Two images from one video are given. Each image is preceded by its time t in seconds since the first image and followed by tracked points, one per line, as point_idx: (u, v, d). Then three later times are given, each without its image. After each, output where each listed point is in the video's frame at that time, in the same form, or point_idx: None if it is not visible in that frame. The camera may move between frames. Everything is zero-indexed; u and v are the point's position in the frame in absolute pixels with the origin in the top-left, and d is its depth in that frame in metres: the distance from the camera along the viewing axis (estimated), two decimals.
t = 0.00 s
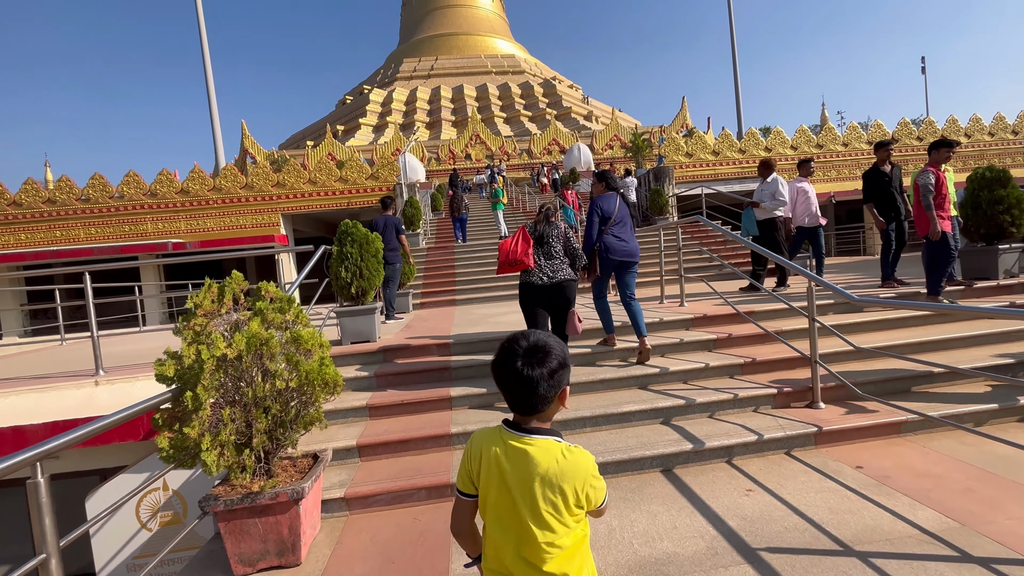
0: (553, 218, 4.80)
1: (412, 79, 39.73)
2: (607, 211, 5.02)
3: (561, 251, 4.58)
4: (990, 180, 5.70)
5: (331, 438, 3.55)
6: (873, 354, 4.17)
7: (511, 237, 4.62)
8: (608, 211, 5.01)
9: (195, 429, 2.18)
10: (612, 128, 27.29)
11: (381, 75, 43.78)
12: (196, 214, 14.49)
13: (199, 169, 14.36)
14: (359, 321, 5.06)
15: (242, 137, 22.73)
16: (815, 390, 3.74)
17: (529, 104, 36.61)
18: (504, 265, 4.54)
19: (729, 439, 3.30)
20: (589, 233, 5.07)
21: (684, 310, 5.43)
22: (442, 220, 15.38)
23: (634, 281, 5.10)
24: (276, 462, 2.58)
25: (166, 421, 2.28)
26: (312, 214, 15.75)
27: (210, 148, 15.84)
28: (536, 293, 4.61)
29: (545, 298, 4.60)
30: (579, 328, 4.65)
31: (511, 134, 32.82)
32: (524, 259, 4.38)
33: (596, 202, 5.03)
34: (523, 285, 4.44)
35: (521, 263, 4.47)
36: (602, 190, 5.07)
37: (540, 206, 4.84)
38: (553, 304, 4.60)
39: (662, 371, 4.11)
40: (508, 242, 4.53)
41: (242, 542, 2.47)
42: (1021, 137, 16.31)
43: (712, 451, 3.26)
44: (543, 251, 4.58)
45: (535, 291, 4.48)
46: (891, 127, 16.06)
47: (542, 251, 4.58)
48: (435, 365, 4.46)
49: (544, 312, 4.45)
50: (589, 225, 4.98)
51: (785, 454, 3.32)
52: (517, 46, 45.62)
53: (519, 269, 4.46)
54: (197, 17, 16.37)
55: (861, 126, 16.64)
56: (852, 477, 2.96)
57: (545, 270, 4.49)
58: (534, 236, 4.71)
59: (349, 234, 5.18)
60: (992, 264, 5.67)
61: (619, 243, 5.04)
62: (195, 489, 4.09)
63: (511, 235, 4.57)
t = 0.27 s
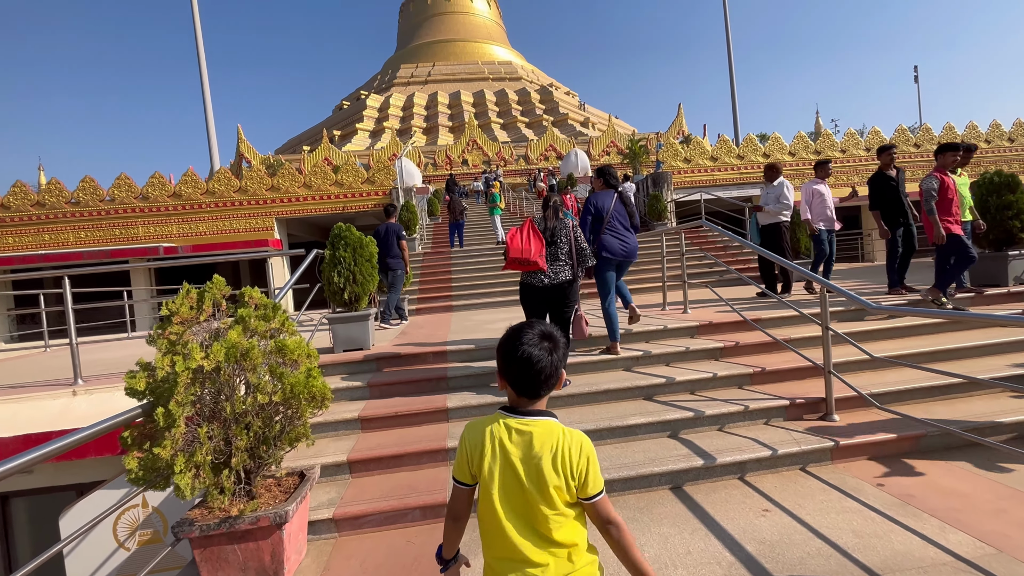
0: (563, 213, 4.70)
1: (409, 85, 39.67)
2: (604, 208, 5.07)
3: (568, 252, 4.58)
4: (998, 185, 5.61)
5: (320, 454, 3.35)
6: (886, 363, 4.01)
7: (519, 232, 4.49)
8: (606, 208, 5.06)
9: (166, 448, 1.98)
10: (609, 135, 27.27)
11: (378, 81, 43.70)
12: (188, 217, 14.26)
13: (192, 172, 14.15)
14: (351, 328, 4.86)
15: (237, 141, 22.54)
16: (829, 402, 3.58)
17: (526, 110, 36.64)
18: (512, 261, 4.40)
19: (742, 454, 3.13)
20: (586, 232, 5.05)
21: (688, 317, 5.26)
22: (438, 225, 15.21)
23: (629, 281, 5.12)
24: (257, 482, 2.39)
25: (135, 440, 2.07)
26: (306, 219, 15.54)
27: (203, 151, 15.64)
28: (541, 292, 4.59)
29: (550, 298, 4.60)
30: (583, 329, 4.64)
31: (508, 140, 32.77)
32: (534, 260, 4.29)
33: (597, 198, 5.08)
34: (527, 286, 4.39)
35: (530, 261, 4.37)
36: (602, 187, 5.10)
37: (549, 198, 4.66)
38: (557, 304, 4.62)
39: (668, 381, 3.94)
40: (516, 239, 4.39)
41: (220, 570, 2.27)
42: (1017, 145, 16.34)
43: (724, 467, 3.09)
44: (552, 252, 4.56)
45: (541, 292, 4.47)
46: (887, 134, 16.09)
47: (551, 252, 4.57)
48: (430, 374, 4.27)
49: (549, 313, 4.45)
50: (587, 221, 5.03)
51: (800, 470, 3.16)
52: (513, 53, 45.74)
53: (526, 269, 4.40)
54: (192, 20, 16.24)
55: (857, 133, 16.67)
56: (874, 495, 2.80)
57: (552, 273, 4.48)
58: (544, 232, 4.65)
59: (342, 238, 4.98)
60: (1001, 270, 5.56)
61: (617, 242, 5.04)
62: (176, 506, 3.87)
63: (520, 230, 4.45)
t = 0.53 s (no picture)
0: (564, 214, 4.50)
1: (408, 88, 39.55)
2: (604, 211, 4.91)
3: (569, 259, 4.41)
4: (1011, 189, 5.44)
5: (301, 468, 3.13)
6: (901, 374, 3.82)
7: (517, 235, 4.36)
8: (607, 211, 4.90)
9: (118, 468, 1.77)
10: (608, 139, 27.18)
11: (376, 84, 43.59)
12: (181, 218, 14.02)
13: (185, 172, 13.94)
14: (340, 332, 4.64)
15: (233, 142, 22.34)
16: (842, 414, 3.38)
17: (524, 114, 36.58)
18: (511, 265, 4.28)
19: (752, 471, 2.93)
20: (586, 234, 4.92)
21: (690, 323, 5.06)
22: (435, 228, 15.01)
23: (631, 287, 4.93)
24: (226, 503, 2.18)
25: (84, 458, 1.85)
26: (301, 220, 15.31)
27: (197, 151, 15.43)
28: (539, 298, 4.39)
29: (548, 304, 4.37)
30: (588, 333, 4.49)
31: (506, 144, 32.66)
32: (532, 263, 4.16)
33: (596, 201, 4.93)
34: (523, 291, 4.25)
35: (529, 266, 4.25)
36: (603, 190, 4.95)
37: (546, 198, 4.40)
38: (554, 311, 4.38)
39: (672, 391, 3.73)
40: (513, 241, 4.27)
41: None
42: (1017, 152, 16.26)
43: (733, 485, 2.89)
44: (553, 257, 4.38)
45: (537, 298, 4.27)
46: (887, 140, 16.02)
47: (552, 257, 4.38)
48: (421, 382, 4.06)
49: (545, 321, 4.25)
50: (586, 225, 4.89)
51: (814, 488, 2.96)
52: (512, 58, 45.72)
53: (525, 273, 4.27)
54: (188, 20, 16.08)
55: (857, 139, 16.58)
56: (895, 518, 2.60)
57: (551, 277, 4.28)
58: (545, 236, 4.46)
59: (332, 238, 4.80)
60: (1014, 276, 5.37)
61: (620, 245, 4.91)
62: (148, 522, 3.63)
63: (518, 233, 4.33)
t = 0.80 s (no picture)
0: (554, 216, 4.27)
1: (407, 88, 39.30)
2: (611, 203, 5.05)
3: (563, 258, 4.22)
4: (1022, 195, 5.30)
5: (278, 484, 2.90)
6: (917, 387, 3.62)
7: (506, 240, 4.15)
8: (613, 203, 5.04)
9: (52, 497, 1.54)
10: (607, 141, 26.99)
11: (375, 83, 43.33)
12: (171, 214, 13.74)
13: (177, 168, 13.68)
14: (326, 336, 4.41)
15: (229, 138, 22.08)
16: (857, 431, 3.18)
17: (523, 115, 36.38)
18: (503, 269, 4.09)
19: (764, 493, 2.72)
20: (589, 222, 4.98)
21: (693, 330, 4.86)
22: (431, 228, 14.77)
23: (638, 276, 5.12)
24: (184, 530, 1.96)
25: (14, 484, 1.62)
26: (295, 218, 15.04)
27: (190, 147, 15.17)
28: (532, 300, 4.18)
29: (539, 304, 4.15)
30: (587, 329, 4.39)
31: (505, 145, 32.43)
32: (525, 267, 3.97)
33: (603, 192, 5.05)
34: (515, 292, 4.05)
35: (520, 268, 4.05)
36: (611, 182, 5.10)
37: (534, 201, 4.11)
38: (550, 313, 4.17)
39: (675, 403, 3.53)
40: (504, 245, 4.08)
41: None
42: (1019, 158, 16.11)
43: (743, 508, 2.68)
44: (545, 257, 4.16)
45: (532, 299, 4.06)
46: (888, 145, 15.88)
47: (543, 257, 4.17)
48: (410, 389, 3.84)
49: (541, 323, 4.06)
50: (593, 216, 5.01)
51: (829, 511, 2.75)
52: (512, 58, 45.50)
53: (517, 276, 4.09)
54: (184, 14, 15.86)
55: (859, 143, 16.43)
56: (920, 548, 2.40)
57: (545, 278, 4.07)
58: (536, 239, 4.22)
59: (319, 237, 4.57)
60: None
61: (623, 234, 5.01)
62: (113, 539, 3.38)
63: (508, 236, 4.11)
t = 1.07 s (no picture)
0: (547, 196, 4.14)
1: (405, 82, 38.92)
2: (619, 190, 5.05)
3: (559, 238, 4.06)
4: None
5: (260, 489, 2.70)
6: (937, 393, 3.44)
7: (501, 222, 4.02)
8: (621, 189, 5.04)
9: None
10: (607, 138, 26.77)
11: (374, 77, 42.91)
12: (162, 204, 13.45)
13: (169, 157, 13.39)
14: (317, 330, 4.19)
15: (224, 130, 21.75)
16: (876, 438, 3.01)
17: (523, 112, 36.09)
18: (501, 253, 3.93)
19: (780, 505, 2.55)
20: (596, 209, 5.00)
21: (699, 330, 4.68)
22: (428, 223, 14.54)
23: (646, 263, 5.11)
24: (150, 544, 1.77)
25: None
26: (289, 211, 14.77)
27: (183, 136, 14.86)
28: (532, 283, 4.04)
29: (540, 288, 4.01)
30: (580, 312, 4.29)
31: (503, 141, 32.16)
32: (522, 248, 3.82)
33: (611, 178, 5.07)
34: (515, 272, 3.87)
35: (516, 249, 3.88)
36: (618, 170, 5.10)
37: (523, 179, 3.98)
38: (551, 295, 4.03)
39: (683, 406, 3.35)
40: (498, 227, 3.94)
41: None
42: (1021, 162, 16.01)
43: (759, 521, 2.51)
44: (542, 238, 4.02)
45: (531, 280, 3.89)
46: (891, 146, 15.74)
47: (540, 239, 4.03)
48: (404, 388, 3.64)
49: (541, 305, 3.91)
50: (600, 202, 5.01)
51: (850, 525, 2.58)
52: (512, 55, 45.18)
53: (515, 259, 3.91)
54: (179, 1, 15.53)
55: (861, 144, 16.28)
56: (950, 568, 2.23)
57: (545, 258, 3.91)
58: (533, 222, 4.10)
59: (311, 226, 4.37)
60: None
61: (628, 224, 5.02)
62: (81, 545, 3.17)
63: (501, 219, 3.99)
